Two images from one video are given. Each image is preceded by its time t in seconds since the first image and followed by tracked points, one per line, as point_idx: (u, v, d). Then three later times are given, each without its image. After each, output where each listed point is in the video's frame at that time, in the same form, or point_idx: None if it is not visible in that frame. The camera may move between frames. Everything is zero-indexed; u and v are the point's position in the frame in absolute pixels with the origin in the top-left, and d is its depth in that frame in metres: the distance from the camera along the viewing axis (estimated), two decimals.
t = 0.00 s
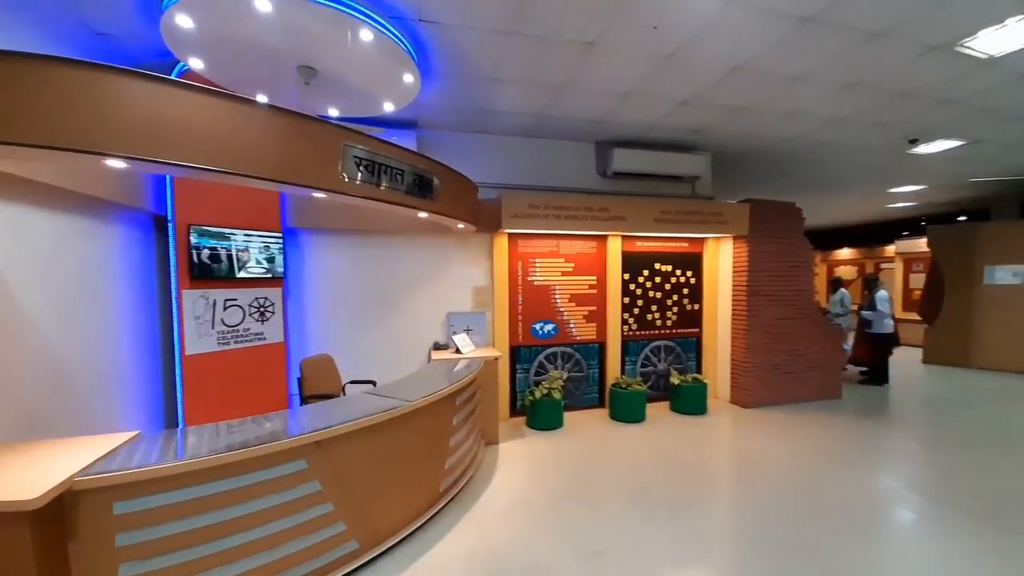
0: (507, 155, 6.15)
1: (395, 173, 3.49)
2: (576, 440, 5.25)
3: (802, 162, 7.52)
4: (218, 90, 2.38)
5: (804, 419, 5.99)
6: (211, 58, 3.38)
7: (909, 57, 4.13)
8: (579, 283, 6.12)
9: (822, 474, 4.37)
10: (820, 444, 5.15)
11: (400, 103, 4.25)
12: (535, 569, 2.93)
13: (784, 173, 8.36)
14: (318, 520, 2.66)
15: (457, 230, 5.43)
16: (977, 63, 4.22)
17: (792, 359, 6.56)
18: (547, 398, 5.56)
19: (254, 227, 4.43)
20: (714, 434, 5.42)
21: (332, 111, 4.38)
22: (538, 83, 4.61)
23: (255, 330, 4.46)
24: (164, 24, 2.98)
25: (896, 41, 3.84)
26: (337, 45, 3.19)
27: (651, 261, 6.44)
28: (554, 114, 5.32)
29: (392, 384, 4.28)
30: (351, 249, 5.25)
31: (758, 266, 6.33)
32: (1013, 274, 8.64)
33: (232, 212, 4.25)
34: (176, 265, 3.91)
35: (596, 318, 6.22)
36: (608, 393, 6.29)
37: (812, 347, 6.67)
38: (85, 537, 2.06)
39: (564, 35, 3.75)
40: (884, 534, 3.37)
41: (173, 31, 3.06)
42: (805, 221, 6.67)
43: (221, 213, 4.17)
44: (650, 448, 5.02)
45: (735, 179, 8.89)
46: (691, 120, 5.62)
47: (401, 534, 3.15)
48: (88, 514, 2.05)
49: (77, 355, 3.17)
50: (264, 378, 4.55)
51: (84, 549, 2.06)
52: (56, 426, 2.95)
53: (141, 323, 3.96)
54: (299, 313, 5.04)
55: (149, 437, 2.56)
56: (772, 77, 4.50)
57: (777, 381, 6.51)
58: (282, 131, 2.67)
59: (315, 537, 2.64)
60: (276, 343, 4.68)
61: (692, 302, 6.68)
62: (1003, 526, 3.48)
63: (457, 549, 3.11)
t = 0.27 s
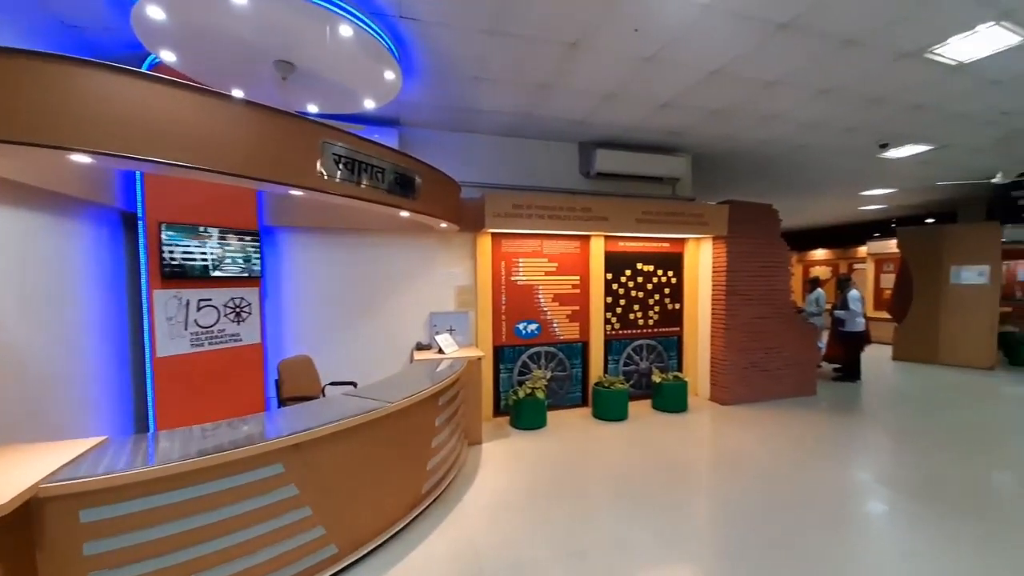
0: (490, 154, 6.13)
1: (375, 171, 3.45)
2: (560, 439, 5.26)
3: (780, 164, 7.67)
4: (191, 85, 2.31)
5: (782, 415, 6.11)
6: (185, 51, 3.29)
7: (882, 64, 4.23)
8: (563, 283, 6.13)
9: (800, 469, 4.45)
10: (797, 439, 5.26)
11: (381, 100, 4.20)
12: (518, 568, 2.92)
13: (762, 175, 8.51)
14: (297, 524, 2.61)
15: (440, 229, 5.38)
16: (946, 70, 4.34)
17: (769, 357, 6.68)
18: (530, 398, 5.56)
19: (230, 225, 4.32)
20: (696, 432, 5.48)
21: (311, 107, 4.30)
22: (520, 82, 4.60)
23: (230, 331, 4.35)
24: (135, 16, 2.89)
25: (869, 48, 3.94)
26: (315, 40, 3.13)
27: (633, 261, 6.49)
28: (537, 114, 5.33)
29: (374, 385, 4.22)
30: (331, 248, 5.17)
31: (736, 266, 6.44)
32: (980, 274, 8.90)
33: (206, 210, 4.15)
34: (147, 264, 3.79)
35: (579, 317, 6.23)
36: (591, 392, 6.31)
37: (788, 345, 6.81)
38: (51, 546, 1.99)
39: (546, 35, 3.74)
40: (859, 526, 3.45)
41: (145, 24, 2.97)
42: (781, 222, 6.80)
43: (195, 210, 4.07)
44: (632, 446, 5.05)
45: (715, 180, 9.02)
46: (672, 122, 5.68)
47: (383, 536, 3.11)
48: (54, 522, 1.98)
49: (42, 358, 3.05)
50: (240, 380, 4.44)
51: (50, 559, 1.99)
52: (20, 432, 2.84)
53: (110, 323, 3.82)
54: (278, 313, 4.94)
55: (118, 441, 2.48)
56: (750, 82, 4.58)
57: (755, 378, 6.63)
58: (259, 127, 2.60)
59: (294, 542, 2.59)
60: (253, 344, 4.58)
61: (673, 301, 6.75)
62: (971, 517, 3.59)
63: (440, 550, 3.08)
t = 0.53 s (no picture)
0: (471, 153, 6.10)
1: (354, 170, 3.39)
2: (543, 438, 5.27)
3: (756, 167, 7.82)
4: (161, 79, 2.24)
5: (759, 411, 6.23)
6: (153, 44, 3.19)
7: (854, 69, 4.34)
8: (545, 282, 6.14)
9: (777, 464, 4.54)
10: (774, 435, 5.36)
11: (359, 97, 4.14)
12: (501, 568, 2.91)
13: (739, 177, 8.66)
14: (274, 530, 2.55)
15: (421, 229, 5.33)
16: (915, 76, 4.48)
17: (746, 355, 6.81)
18: (513, 398, 5.54)
19: (202, 224, 4.21)
20: (676, 429, 5.55)
21: (288, 103, 4.22)
22: (502, 82, 4.59)
23: (202, 332, 4.23)
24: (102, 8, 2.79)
25: (842, 53, 4.04)
26: (291, 35, 3.07)
27: (615, 261, 6.53)
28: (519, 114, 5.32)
29: (354, 387, 4.16)
30: (309, 248, 5.07)
31: (715, 266, 6.54)
32: (945, 274, 9.20)
33: (178, 208, 4.03)
34: (114, 264, 3.66)
35: (561, 317, 6.25)
36: (573, 391, 6.33)
37: (765, 343, 6.95)
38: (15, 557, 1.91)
39: (527, 34, 3.73)
40: (834, 519, 3.53)
41: (112, 17, 2.87)
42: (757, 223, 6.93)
43: (166, 208, 3.95)
44: (614, 444, 5.09)
45: (694, 181, 9.15)
46: (652, 124, 5.74)
47: (363, 540, 3.06)
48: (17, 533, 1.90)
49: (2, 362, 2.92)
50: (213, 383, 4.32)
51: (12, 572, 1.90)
52: None
53: (74, 325, 3.68)
54: (254, 313, 4.83)
55: (85, 447, 2.38)
56: (729, 85, 4.64)
57: (732, 376, 6.75)
58: (232, 124, 2.53)
59: (271, 548, 2.53)
60: (228, 346, 4.46)
61: (654, 301, 6.82)
62: (939, 507, 3.72)
63: (422, 552, 3.05)
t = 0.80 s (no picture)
0: (449, 153, 6.05)
1: (327, 168, 3.32)
2: (521, 439, 5.26)
3: (729, 171, 7.98)
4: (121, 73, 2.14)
5: (733, 408, 6.35)
6: (114, 36, 3.06)
7: (821, 77, 4.46)
8: (524, 283, 6.13)
9: (750, 461, 4.63)
10: (747, 431, 5.48)
11: (333, 94, 4.05)
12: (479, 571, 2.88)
13: (712, 181, 8.83)
14: (243, 539, 2.47)
15: (397, 229, 5.26)
16: (878, 85, 4.63)
17: (719, 354, 6.95)
18: (491, 400, 5.52)
19: (167, 223, 4.06)
20: (653, 427, 5.61)
21: (258, 99, 4.11)
22: (479, 82, 4.56)
23: (167, 336, 4.08)
24: None
25: (810, 62, 4.15)
26: (261, 29, 2.98)
27: (593, 262, 6.57)
28: (496, 113, 5.31)
29: (328, 389, 4.07)
30: (282, 248, 4.95)
31: (689, 267, 6.65)
32: (905, 275, 9.63)
33: (140, 205, 3.88)
34: (71, 264, 3.50)
35: (540, 318, 6.25)
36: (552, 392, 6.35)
37: (737, 343, 7.10)
38: None
39: (503, 35, 3.71)
40: (805, 514, 3.62)
41: (69, 7, 2.74)
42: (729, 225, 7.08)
43: (128, 206, 3.79)
44: (592, 444, 5.11)
45: (669, 184, 9.29)
46: (629, 127, 5.79)
47: (338, 546, 2.99)
48: None
49: None
50: (178, 388, 4.17)
51: None
52: None
53: (27, 329, 3.50)
54: (223, 315, 4.68)
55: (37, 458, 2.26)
56: (702, 90, 4.72)
57: (707, 375, 6.87)
58: (197, 119, 2.44)
59: (240, 559, 2.45)
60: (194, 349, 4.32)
61: (631, 301, 6.89)
62: (901, 499, 3.85)
63: (398, 556, 3.00)
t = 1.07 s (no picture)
0: (428, 153, 5.99)
1: (301, 166, 3.24)
2: (502, 440, 5.24)
3: (706, 173, 8.10)
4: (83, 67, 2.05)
5: (710, 406, 6.45)
6: (78, 27, 2.94)
7: (792, 84, 4.57)
8: (504, 284, 6.11)
9: (727, 457, 4.70)
10: (724, 428, 5.57)
11: (308, 91, 3.97)
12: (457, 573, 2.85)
13: (689, 183, 8.96)
14: (214, 549, 2.40)
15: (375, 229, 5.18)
16: (846, 92, 4.76)
17: (697, 352, 7.05)
18: (472, 401, 5.48)
19: (132, 221, 3.92)
20: (633, 426, 5.66)
21: (228, 94, 4.00)
22: (458, 82, 4.53)
23: (132, 339, 3.93)
24: None
25: (781, 69, 4.24)
26: (231, 23, 2.90)
27: (573, 262, 6.60)
28: (475, 113, 5.28)
29: (304, 393, 3.98)
30: (255, 248, 4.82)
31: (667, 268, 6.74)
32: (871, 275, 9.91)
33: (103, 203, 3.73)
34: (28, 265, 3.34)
35: (521, 318, 6.24)
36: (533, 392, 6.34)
37: (714, 342, 7.22)
38: None
39: (481, 36, 3.69)
40: (781, 507, 3.69)
41: None
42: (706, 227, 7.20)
43: (89, 204, 3.64)
44: (572, 443, 5.12)
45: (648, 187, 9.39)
46: (607, 129, 5.83)
47: (314, 553, 2.92)
48: None
49: None
50: (144, 393, 4.02)
51: None
52: None
53: None
54: (194, 317, 4.53)
55: None
56: (678, 95, 4.79)
57: (685, 374, 6.96)
58: (163, 113, 2.35)
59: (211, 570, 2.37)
60: (161, 353, 4.17)
61: (611, 301, 6.94)
62: (871, 492, 3.96)
63: (375, 561, 2.95)
